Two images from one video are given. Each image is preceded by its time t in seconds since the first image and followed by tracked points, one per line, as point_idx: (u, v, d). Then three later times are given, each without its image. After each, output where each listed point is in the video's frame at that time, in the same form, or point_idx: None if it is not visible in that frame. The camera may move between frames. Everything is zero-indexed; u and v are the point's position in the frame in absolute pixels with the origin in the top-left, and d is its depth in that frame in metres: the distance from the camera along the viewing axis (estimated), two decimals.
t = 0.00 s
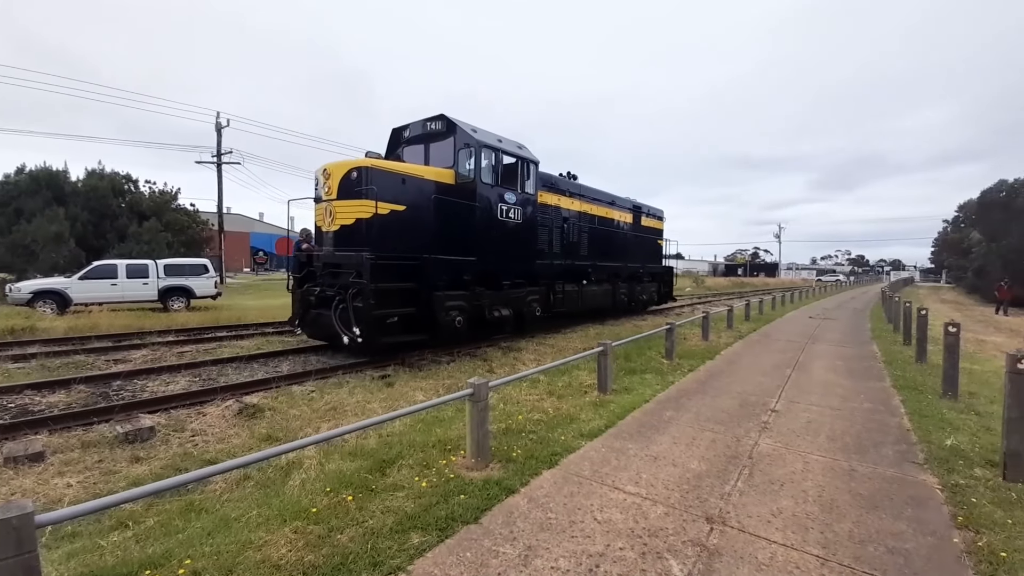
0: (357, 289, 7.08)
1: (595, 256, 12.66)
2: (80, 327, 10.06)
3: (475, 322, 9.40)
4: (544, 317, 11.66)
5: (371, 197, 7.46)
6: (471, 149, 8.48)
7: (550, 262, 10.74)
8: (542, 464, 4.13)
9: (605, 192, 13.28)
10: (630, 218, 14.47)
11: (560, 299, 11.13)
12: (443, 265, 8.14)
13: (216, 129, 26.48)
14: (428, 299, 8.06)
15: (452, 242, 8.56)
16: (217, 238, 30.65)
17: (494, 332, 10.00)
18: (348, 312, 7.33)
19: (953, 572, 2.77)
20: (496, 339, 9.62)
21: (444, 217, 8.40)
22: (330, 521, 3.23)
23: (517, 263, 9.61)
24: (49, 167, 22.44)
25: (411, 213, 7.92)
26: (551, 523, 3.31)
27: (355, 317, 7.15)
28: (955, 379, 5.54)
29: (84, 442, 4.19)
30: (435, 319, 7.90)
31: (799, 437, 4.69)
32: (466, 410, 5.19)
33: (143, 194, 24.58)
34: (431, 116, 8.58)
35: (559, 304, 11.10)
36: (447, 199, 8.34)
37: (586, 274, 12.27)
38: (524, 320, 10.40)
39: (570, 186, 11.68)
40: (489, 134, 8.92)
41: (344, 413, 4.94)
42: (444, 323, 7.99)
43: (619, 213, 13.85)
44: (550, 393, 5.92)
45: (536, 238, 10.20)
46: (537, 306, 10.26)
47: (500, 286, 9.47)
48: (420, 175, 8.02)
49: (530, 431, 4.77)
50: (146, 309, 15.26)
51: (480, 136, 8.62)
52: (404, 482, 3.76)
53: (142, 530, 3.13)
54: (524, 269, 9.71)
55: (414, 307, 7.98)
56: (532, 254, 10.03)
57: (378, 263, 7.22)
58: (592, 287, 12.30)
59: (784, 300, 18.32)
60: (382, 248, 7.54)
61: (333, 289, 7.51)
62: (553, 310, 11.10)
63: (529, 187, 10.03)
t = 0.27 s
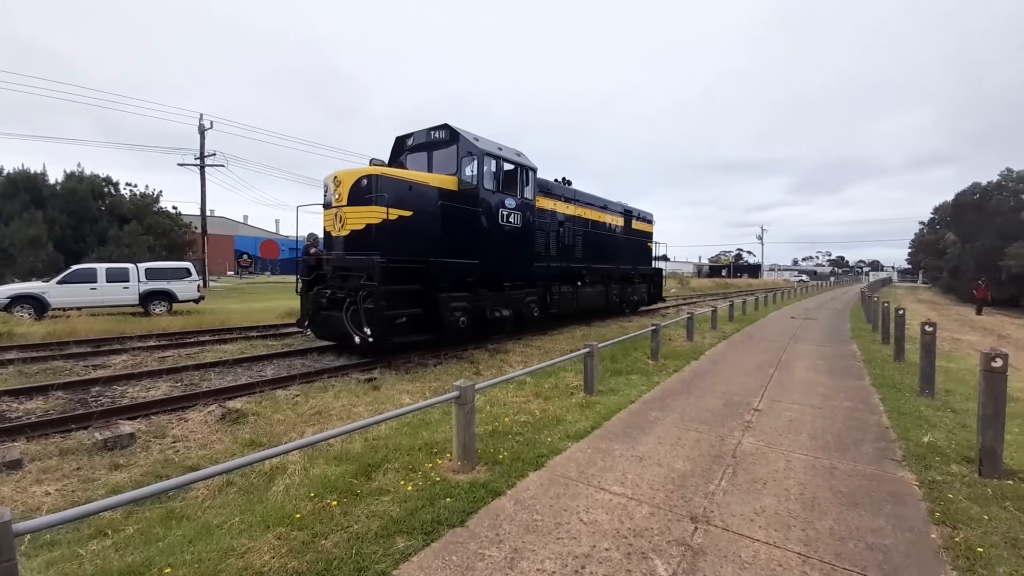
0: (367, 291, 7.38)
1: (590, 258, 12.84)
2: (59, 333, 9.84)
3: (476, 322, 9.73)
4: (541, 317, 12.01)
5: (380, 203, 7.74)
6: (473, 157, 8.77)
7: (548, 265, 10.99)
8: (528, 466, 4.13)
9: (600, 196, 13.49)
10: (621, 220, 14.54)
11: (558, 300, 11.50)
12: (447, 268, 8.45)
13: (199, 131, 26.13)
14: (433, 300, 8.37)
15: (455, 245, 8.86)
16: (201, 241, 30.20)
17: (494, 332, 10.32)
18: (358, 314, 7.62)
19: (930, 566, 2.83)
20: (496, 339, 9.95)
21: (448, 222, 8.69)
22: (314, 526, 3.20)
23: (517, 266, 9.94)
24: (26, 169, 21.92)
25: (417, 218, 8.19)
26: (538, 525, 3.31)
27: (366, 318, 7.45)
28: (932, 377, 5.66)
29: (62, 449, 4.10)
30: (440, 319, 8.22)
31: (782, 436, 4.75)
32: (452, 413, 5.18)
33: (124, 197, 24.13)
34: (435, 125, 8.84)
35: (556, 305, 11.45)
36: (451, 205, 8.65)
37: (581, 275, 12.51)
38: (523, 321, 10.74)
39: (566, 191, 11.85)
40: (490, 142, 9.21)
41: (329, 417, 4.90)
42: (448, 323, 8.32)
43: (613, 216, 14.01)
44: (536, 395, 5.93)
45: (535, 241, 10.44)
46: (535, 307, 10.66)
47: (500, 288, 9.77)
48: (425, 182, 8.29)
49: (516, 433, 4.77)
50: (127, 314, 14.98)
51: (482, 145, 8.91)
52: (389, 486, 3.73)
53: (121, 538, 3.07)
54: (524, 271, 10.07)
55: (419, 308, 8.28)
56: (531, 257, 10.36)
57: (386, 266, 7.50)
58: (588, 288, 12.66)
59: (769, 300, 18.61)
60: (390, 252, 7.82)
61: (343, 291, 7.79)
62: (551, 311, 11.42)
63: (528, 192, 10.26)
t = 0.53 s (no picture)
0: (381, 293, 7.64)
1: (588, 260, 12.99)
2: (45, 339, 9.71)
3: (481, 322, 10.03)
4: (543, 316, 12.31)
5: (393, 210, 7.96)
6: (479, 165, 9.00)
7: (550, 267, 11.22)
8: (518, 468, 4.12)
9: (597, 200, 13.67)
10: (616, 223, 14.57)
11: (561, 300, 11.79)
12: (455, 270, 8.71)
13: (189, 134, 25.97)
14: (441, 301, 8.64)
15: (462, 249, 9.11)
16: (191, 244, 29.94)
17: (497, 331, 10.62)
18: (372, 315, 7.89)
19: (918, 562, 2.87)
20: (500, 338, 10.24)
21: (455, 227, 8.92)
22: (304, 531, 3.18)
23: (521, 268, 10.19)
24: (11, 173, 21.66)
25: (427, 224, 8.40)
26: (528, 527, 3.31)
27: (380, 319, 7.72)
28: (918, 375, 5.73)
29: (48, 456, 4.05)
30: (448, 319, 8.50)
31: (770, 435, 4.78)
32: (443, 416, 5.17)
33: (112, 201, 23.93)
34: (442, 134, 9.07)
35: (558, 306, 11.73)
36: (459, 211, 8.88)
37: (580, 277, 12.68)
38: (525, 320, 11.03)
39: (565, 196, 11.96)
40: (495, 150, 9.46)
41: (319, 421, 4.88)
42: (455, 323, 8.61)
43: (609, 219, 14.15)
44: (527, 397, 5.94)
45: (536, 244, 10.66)
46: (537, 308, 10.93)
47: (504, 289, 10.02)
48: (434, 189, 8.50)
49: (507, 435, 4.77)
50: (114, 319, 14.81)
51: (487, 153, 9.15)
52: (380, 489, 3.72)
53: (109, 545, 3.04)
54: (527, 273, 10.34)
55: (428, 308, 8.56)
56: (534, 259, 10.60)
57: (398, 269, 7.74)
58: (587, 289, 12.91)
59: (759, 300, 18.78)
60: (402, 256, 8.06)
61: (357, 293, 8.03)
62: (552, 311, 11.68)
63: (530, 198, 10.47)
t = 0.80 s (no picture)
0: (397, 294, 7.89)
1: (589, 262, 13.10)
2: (35, 343, 9.62)
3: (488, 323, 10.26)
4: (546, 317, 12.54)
5: (408, 215, 8.21)
6: (487, 172, 9.24)
7: (554, 269, 11.40)
8: (511, 470, 4.13)
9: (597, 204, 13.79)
10: (615, 226, 14.67)
11: (564, 301, 12.04)
12: (466, 273, 8.96)
13: (182, 137, 25.86)
14: (452, 302, 8.89)
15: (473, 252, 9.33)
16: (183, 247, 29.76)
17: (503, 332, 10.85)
18: (387, 315, 8.13)
19: (908, 560, 2.89)
20: (506, 338, 10.47)
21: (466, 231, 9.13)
22: (296, 534, 3.16)
23: (527, 270, 10.43)
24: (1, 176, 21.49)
25: (439, 229, 8.65)
26: (522, 529, 3.31)
27: (395, 319, 7.97)
28: (908, 374, 5.78)
29: (38, 461, 4.01)
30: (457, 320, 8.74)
31: (763, 435, 4.81)
32: (436, 418, 5.17)
33: (104, 204, 23.81)
34: (451, 143, 9.35)
35: (561, 306, 11.97)
36: (468, 216, 9.09)
37: (580, 279, 12.83)
38: (530, 321, 11.26)
39: (567, 200, 12.08)
40: (502, 158, 9.71)
41: (312, 424, 4.86)
42: (465, 323, 8.86)
43: (609, 222, 14.27)
44: (520, 398, 5.95)
45: (541, 248, 10.86)
46: (541, 308, 11.17)
47: (510, 290, 10.25)
48: (445, 195, 8.76)
49: (500, 437, 4.77)
50: (105, 322, 14.69)
51: (495, 160, 9.41)
52: (373, 492, 3.71)
53: (99, 550, 3.01)
54: (533, 275, 10.58)
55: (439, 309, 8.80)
56: (540, 262, 10.81)
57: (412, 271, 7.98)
58: (588, 290, 13.11)
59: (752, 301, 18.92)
60: (416, 259, 8.29)
61: (371, 294, 8.26)
62: (555, 312, 11.90)
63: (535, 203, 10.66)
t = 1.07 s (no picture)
0: (412, 294, 8.12)
1: (591, 263, 13.19)
2: (24, 345, 9.50)
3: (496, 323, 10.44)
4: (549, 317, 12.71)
5: (421, 219, 8.45)
6: (495, 178, 9.46)
7: (557, 271, 11.57)
8: (505, 471, 4.13)
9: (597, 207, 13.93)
10: (615, 228, 14.79)
11: (568, 302, 12.25)
12: (476, 274, 9.18)
13: (174, 137, 25.67)
14: (462, 302, 9.10)
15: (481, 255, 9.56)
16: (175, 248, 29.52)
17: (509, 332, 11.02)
18: (401, 314, 8.35)
19: (899, 559, 2.92)
20: (512, 338, 10.65)
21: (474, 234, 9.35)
22: (289, 538, 3.14)
23: (532, 271, 10.65)
24: None
25: (450, 233, 8.87)
26: (516, 531, 3.30)
27: (409, 318, 8.19)
28: (899, 374, 5.84)
29: (27, 465, 3.96)
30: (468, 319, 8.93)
31: (756, 435, 4.84)
32: (431, 420, 5.16)
33: (94, 204, 23.62)
34: (460, 148, 9.46)
35: (565, 307, 12.15)
36: (478, 220, 9.30)
37: (581, 280, 12.93)
38: (535, 321, 11.43)
39: (569, 204, 12.28)
40: (508, 164, 9.93)
41: (305, 426, 4.83)
42: (475, 323, 9.06)
43: (609, 225, 14.38)
44: (514, 400, 5.95)
45: (544, 250, 11.06)
46: (545, 309, 11.36)
47: (516, 291, 10.46)
48: (456, 200, 8.98)
49: (494, 438, 4.77)
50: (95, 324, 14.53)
51: (501, 167, 9.64)
52: (367, 494, 3.69)
53: (89, 554, 2.98)
54: (537, 276, 10.83)
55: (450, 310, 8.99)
56: (543, 264, 11.05)
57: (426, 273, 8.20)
58: (590, 291, 13.26)
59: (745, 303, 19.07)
60: (429, 261, 8.52)
61: (386, 294, 8.48)
62: (559, 312, 12.05)
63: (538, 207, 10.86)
